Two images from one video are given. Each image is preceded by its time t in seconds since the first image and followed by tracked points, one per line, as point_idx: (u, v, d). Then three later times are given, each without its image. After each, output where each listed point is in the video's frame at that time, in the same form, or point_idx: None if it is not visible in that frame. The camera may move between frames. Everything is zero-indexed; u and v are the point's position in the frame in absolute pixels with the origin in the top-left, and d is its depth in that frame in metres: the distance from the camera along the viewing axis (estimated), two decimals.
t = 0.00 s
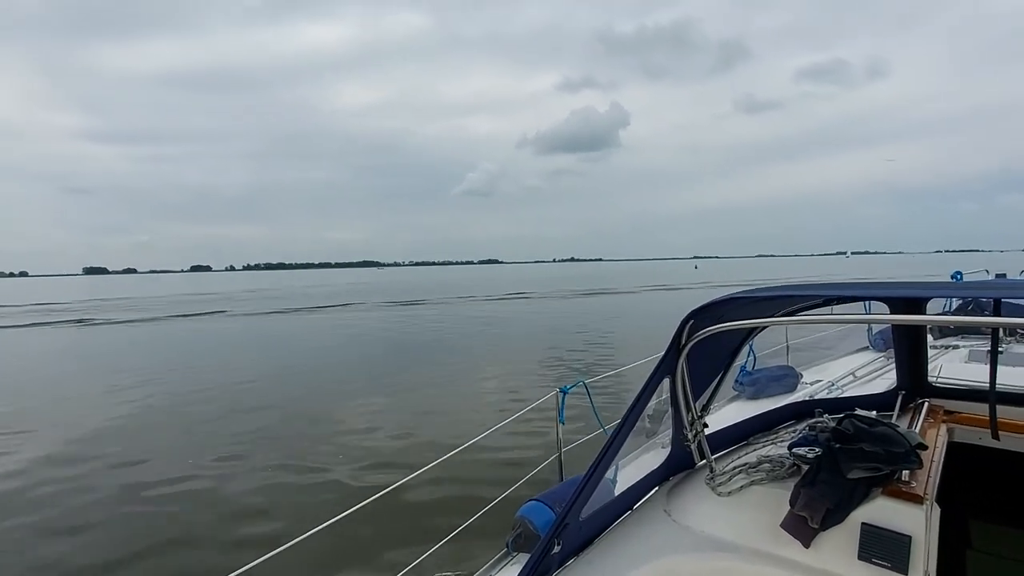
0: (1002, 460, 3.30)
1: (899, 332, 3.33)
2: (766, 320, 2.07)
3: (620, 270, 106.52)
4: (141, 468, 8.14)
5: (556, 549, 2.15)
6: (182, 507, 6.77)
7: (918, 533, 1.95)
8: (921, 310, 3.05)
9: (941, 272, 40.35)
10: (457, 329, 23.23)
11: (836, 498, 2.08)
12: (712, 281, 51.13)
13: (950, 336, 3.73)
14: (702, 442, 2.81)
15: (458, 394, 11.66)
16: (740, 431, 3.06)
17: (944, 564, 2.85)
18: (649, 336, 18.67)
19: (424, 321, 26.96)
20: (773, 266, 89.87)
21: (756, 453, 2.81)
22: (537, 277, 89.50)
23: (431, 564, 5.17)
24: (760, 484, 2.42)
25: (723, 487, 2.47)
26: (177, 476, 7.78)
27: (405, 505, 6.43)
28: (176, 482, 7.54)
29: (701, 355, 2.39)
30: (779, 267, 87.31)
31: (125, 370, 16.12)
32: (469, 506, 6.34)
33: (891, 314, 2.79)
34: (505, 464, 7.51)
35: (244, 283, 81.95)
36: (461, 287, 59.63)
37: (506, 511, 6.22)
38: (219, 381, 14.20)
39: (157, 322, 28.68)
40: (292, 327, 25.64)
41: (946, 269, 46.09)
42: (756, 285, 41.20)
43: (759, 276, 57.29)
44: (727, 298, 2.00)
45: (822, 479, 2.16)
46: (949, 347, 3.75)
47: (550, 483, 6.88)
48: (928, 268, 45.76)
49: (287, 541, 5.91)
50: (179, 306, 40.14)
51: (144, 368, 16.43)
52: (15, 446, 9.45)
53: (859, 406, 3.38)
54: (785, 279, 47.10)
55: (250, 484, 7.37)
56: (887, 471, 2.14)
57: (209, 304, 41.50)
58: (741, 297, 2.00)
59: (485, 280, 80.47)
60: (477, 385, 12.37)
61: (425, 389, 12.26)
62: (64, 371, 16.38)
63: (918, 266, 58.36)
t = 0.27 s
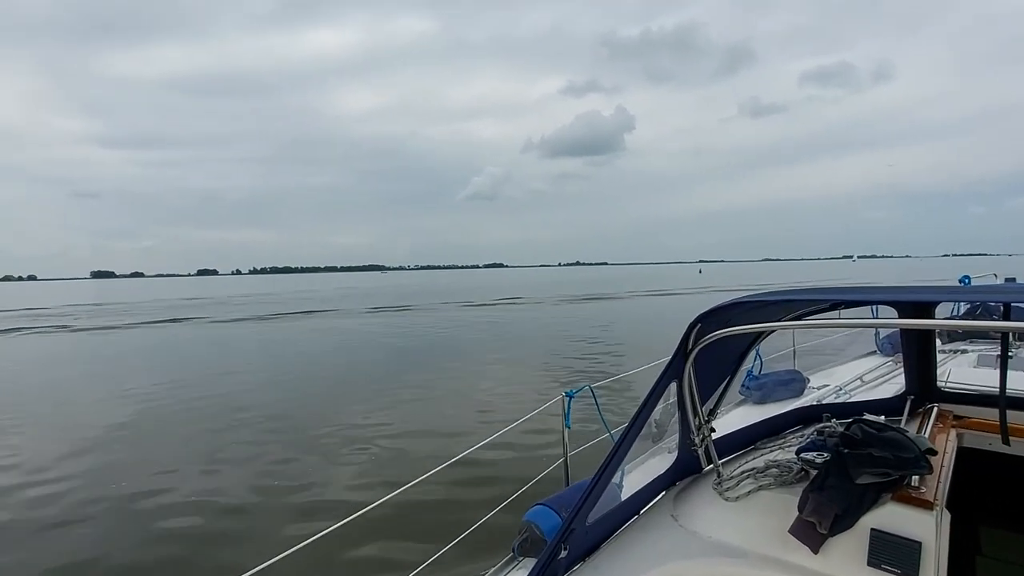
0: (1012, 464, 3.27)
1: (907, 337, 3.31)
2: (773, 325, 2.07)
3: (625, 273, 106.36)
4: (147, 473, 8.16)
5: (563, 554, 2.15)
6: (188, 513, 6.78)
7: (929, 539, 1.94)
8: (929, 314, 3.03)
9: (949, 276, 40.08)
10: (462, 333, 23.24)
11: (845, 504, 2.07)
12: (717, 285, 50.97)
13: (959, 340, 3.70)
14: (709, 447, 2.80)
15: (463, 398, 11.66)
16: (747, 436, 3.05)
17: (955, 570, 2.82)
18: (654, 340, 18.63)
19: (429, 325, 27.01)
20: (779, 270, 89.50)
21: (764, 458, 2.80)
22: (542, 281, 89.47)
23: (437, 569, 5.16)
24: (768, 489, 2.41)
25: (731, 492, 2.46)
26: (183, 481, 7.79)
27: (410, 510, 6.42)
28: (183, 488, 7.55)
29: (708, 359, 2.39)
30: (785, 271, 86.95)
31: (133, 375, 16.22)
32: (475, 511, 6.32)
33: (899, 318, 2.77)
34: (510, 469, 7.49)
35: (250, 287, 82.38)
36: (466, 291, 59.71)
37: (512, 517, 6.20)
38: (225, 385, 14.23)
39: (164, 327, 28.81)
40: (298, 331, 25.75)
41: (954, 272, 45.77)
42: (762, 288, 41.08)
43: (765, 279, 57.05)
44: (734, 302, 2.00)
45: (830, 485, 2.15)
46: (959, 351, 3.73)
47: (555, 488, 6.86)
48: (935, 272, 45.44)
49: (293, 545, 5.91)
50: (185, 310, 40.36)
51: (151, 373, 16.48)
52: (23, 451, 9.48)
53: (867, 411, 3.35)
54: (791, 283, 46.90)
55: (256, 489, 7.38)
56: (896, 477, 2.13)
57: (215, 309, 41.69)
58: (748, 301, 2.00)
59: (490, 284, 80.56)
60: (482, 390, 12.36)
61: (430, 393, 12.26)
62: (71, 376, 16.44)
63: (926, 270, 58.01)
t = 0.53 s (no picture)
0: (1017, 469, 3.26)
1: (911, 341, 3.30)
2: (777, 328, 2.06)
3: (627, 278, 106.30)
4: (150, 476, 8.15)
5: (566, 558, 2.14)
6: (191, 515, 6.77)
7: (934, 544, 1.93)
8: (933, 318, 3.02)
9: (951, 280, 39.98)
10: (464, 337, 23.23)
11: (849, 509, 2.06)
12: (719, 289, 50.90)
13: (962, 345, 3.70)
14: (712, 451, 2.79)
15: (465, 402, 11.64)
16: (750, 441, 3.04)
17: None
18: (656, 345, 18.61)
19: (431, 329, 27.02)
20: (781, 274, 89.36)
21: (767, 462, 2.79)
22: (543, 285, 89.36)
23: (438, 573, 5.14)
24: (772, 493, 2.40)
25: (734, 496, 2.45)
26: (185, 485, 7.78)
27: (412, 514, 6.41)
28: (184, 491, 7.54)
29: (711, 363, 2.38)
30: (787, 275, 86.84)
31: (135, 379, 16.24)
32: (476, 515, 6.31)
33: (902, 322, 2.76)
34: (512, 473, 7.48)
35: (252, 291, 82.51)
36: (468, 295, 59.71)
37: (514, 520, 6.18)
38: (226, 390, 14.22)
39: (166, 330, 28.86)
40: (299, 335, 25.76)
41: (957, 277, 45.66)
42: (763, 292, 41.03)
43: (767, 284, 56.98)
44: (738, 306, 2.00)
45: (834, 489, 2.14)
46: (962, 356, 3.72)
47: (557, 492, 6.84)
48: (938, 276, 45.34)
49: (294, 547, 5.89)
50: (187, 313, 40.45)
51: (152, 377, 16.46)
52: (24, 455, 9.46)
53: (870, 415, 3.34)
54: (793, 287, 46.84)
55: (259, 491, 7.38)
56: (901, 481, 2.13)
57: (218, 312, 41.75)
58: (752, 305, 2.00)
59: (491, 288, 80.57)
60: (484, 394, 12.34)
61: (432, 397, 12.25)
62: (71, 380, 16.43)
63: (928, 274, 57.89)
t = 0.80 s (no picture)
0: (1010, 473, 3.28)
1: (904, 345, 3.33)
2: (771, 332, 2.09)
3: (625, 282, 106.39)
4: (147, 478, 8.12)
5: (562, 561, 2.15)
6: (188, 517, 6.76)
7: (925, 546, 1.95)
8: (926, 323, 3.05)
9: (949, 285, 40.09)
10: (462, 341, 23.22)
11: (842, 511, 2.08)
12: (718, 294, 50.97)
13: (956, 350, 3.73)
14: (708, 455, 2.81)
15: (463, 406, 11.64)
16: (746, 444, 3.06)
17: None
18: (653, 349, 18.63)
19: (429, 333, 27.02)
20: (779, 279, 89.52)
21: (762, 466, 2.81)
22: (542, 289, 89.41)
23: None
24: (766, 496, 2.42)
25: (729, 500, 2.47)
26: (182, 487, 7.75)
27: (409, 517, 6.40)
28: (181, 493, 7.51)
29: (706, 367, 2.41)
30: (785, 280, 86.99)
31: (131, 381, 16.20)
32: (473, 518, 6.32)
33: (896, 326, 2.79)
34: (509, 476, 7.48)
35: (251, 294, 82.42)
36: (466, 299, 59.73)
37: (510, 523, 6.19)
38: (223, 393, 14.17)
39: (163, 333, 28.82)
40: (297, 338, 25.74)
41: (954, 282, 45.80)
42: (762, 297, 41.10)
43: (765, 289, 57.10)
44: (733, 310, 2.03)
45: (827, 492, 2.16)
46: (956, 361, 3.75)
47: (554, 495, 6.85)
48: (935, 281, 45.47)
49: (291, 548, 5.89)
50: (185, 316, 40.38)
51: (148, 380, 16.38)
52: (19, 457, 9.41)
53: (865, 419, 3.37)
54: (791, 292, 46.93)
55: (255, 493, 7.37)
56: (893, 484, 2.15)
57: (215, 315, 41.65)
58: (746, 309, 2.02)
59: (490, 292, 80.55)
60: (481, 398, 12.34)
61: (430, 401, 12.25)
62: (68, 382, 16.39)
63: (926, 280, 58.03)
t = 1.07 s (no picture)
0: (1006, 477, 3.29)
1: (899, 350, 3.35)
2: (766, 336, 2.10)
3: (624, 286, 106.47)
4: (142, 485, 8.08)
5: (557, 565, 2.16)
6: (183, 523, 6.72)
7: (918, 550, 1.96)
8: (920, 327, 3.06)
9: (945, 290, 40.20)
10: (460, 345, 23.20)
11: (836, 515, 2.08)
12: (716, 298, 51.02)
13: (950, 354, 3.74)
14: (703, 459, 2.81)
15: (460, 411, 11.63)
16: (741, 449, 3.06)
17: None
18: (650, 353, 18.66)
19: (427, 338, 27.01)
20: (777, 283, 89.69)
21: (757, 470, 2.81)
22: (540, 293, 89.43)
23: None
24: (761, 500, 2.43)
25: (725, 504, 2.47)
26: (177, 493, 7.72)
27: (405, 522, 6.39)
28: (176, 499, 7.48)
29: (702, 371, 2.41)
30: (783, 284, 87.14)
31: (128, 386, 16.14)
32: (469, 523, 6.31)
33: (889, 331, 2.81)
34: (506, 481, 7.47)
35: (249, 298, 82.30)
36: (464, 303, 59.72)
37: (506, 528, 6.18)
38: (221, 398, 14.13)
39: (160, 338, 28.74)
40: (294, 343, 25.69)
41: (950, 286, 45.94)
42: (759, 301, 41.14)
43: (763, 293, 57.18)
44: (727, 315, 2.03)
45: (822, 496, 2.16)
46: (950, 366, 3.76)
47: (550, 500, 6.84)
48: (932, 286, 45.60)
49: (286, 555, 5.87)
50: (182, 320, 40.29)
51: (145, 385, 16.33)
52: (15, 463, 9.36)
53: (860, 423, 3.37)
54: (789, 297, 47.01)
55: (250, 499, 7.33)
56: (886, 488, 2.16)
57: (212, 320, 41.55)
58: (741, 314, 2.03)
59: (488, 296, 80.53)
60: (479, 403, 12.32)
61: (427, 406, 12.23)
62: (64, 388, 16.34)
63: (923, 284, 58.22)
